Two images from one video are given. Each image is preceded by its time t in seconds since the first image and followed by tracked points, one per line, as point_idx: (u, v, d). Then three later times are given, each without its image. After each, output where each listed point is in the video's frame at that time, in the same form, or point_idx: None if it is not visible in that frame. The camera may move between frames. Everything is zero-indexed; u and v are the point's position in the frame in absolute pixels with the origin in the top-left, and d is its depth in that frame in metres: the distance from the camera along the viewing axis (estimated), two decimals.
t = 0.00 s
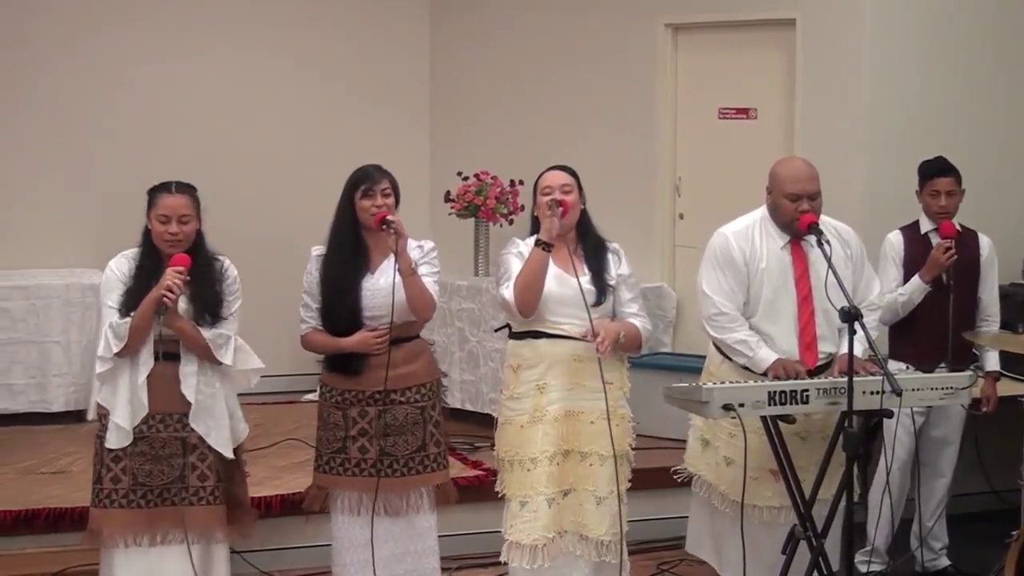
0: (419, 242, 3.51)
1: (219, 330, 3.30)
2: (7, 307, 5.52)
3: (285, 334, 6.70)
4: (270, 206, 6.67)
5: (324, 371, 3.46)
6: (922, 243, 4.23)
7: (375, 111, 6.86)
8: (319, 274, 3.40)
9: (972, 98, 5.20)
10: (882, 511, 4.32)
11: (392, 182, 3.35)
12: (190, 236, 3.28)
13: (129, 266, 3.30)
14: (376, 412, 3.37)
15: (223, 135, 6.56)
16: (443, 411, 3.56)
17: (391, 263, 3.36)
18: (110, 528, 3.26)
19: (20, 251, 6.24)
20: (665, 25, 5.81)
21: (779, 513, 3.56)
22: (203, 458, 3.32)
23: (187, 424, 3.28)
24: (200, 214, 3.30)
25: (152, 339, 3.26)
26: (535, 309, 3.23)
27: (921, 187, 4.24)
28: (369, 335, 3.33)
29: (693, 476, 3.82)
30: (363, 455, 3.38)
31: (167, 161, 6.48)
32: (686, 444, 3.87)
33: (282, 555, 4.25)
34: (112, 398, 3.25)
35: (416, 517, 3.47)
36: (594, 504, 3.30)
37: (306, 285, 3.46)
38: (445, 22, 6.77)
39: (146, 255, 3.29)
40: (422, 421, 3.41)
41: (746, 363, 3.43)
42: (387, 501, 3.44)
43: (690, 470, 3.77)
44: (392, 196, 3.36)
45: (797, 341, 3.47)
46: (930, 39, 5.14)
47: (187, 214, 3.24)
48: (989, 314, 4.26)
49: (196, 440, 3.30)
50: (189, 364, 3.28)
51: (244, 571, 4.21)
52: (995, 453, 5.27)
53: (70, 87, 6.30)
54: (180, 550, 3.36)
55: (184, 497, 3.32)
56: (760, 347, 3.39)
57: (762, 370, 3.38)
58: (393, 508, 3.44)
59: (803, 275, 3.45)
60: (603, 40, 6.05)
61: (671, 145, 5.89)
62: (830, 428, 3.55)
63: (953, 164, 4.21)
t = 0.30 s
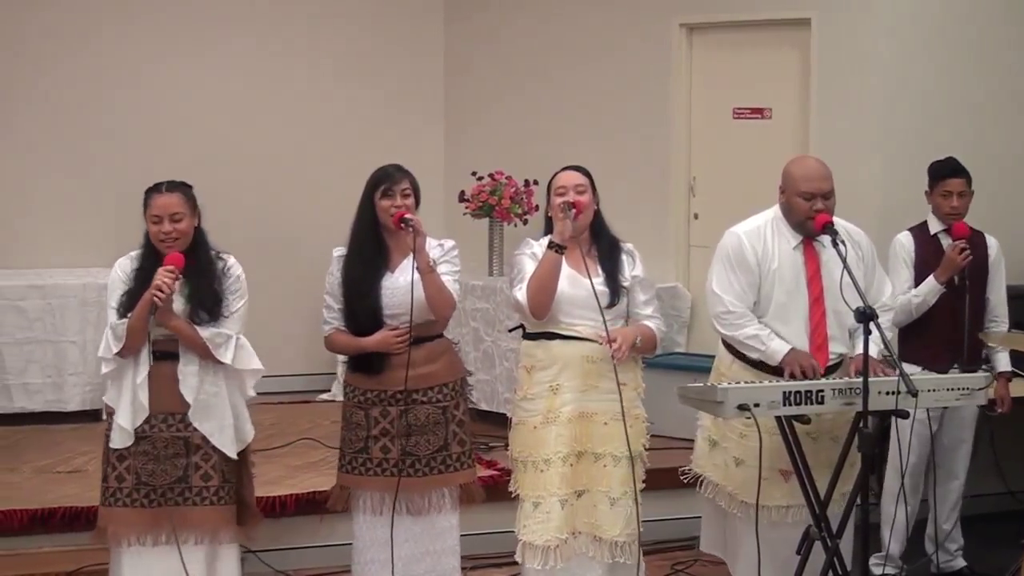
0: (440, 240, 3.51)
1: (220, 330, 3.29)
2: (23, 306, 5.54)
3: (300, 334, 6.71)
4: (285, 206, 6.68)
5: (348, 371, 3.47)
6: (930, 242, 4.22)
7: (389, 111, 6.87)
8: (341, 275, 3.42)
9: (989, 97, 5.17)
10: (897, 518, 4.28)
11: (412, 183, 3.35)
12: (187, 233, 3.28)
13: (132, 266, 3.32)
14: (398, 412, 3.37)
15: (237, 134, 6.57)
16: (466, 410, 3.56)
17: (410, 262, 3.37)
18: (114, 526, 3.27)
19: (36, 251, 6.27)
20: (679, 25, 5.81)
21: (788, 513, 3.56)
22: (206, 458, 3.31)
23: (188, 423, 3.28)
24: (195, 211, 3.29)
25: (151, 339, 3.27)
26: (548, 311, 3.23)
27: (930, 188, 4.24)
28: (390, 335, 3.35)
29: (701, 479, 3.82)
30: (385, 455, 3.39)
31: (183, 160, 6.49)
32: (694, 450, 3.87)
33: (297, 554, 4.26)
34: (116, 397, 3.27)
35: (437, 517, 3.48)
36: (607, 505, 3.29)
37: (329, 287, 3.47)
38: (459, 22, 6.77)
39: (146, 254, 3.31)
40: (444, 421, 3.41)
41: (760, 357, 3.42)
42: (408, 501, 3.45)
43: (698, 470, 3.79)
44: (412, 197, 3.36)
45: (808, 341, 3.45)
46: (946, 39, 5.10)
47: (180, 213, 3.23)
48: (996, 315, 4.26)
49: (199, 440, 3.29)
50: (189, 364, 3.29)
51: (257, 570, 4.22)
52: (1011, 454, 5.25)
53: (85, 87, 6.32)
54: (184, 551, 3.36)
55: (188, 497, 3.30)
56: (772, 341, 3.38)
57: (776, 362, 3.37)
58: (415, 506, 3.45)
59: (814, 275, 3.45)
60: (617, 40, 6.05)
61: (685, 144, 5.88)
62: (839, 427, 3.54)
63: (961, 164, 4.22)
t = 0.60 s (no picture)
0: (464, 240, 3.53)
1: (238, 330, 3.30)
2: (43, 305, 5.56)
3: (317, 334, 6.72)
4: (303, 207, 6.69)
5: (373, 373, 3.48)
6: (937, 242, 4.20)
7: (409, 111, 6.87)
8: (366, 276, 3.43)
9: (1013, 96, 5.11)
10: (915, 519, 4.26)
11: (436, 184, 3.37)
12: (206, 233, 3.29)
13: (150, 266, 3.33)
14: (423, 412, 3.38)
15: (256, 134, 6.58)
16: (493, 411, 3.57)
17: (433, 262, 3.38)
18: (133, 527, 3.29)
19: (55, 250, 6.30)
20: (697, 25, 5.81)
21: (804, 513, 3.56)
22: (224, 457, 3.33)
23: (206, 422, 3.29)
24: (213, 211, 3.31)
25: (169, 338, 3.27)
26: (568, 311, 3.23)
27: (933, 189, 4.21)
28: (415, 335, 3.34)
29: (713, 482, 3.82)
30: (409, 455, 3.40)
31: (202, 159, 6.50)
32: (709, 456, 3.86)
33: (315, 553, 4.27)
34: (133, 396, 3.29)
35: (459, 516, 3.49)
36: (626, 506, 3.30)
37: (354, 289, 3.48)
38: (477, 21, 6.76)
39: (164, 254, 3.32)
40: (469, 421, 3.42)
41: (782, 362, 3.42)
42: (432, 501, 3.46)
43: (711, 471, 3.79)
44: (436, 197, 3.37)
45: (828, 342, 3.45)
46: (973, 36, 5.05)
47: (199, 211, 3.25)
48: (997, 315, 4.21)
49: (217, 439, 3.31)
50: (207, 363, 3.29)
51: (275, 570, 4.24)
52: None
53: (105, 86, 6.34)
54: (205, 549, 3.36)
55: (207, 496, 3.32)
56: (795, 347, 3.38)
57: (798, 369, 3.37)
58: (440, 505, 3.46)
59: (835, 276, 3.44)
60: (635, 39, 6.04)
61: (703, 144, 5.88)
62: (857, 426, 3.55)
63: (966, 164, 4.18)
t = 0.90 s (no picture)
0: (484, 241, 3.54)
1: (266, 331, 3.33)
2: (62, 305, 5.57)
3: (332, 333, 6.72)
4: (319, 207, 6.69)
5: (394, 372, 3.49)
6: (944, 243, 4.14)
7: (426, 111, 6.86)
8: (385, 276, 3.44)
9: None
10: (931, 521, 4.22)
11: (457, 184, 3.37)
12: (242, 234, 3.31)
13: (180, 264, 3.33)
14: (444, 412, 3.39)
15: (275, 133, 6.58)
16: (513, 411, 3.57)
17: (455, 264, 3.38)
18: (161, 528, 3.28)
19: (74, 249, 6.32)
20: (714, 25, 5.80)
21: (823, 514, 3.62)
22: (250, 456, 3.35)
23: (233, 421, 3.30)
24: (250, 213, 3.33)
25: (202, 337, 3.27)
26: (586, 310, 3.23)
27: (936, 192, 4.19)
28: (438, 335, 3.35)
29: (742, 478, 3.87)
30: (428, 455, 3.40)
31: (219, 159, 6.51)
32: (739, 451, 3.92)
33: (332, 553, 4.28)
34: (157, 396, 3.26)
35: (477, 515, 3.49)
36: (642, 505, 3.30)
37: (374, 289, 3.49)
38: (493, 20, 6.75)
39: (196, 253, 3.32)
40: (489, 421, 3.43)
41: (799, 360, 3.43)
42: (451, 500, 3.46)
43: (738, 473, 3.83)
44: (457, 197, 3.37)
45: (848, 342, 3.45)
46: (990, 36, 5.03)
47: (240, 212, 3.27)
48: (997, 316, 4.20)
49: (244, 438, 3.33)
50: (234, 363, 3.31)
51: (294, 570, 4.25)
52: None
53: (124, 86, 6.35)
54: (236, 547, 3.39)
55: (234, 494, 3.34)
56: (812, 344, 3.39)
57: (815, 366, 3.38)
58: (459, 505, 3.46)
59: (854, 276, 3.44)
60: (652, 39, 6.03)
61: (720, 144, 5.87)
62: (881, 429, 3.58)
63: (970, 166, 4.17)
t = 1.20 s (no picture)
0: (505, 241, 3.54)
1: (297, 329, 3.38)
2: (81, 304, 5.59)
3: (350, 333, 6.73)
4: (337, 207, 6.69)
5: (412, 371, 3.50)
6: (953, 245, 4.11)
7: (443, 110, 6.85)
8: (406, 275, 3.44)
9: None
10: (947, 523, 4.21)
11: (480, 183, 3.35)
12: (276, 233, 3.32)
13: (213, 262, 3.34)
14: (462, 412, 3.39)
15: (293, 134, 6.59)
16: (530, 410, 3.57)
17: (478, 262, 3.38)
18: (193, 528, 3.27)
19: (93, 248, 6.33)
20: (732, 24, 5.79)
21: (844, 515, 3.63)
22: (278, 453, 3.37)
23: (263, 419, 3.33)
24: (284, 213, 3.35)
25: (239, 334, 3.27)
26: (609, 306, 3.23)
27: (945, 194, 4.16)
28: (456, 335, 3.36)
29: (765, 477, 3.89)
30: (447, 454, 3.41)
31: (238, 159, 6.52)
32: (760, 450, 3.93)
33: (349, 552, 4.29)
34: (190, 394, 3.25)
35: (494, 516, 3.49)
36: (665, 504, 3.29)
37: (394, 287, 3.49)
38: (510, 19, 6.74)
39: (229, 250, 3.32)
40: (507, 421, 3.43)
41: (818, 360, 3.43)
42: (467, 500, 3.47)
43: (762, 471, 3.85)
44: (479, 197, 3.36)
45: (868, 341, 3.44)
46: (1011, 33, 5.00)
47: (277, 211, 3.29)
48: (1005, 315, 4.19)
49: (273, 435, 3.35)
50: (267, 359, 3.33)
51: (313, 569, 4.25)
52: None
53: (144, 85, 6.36)
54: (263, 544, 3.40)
55: (263, 492, 3.36)
56: (831, 343, 3.39)
57: (835, 365, 3.38)
58: (477, 505, 3.47)
59: (874, 276, 3.44)
60: (669, 38, 6.03)
61: (737, 143, 5.86)
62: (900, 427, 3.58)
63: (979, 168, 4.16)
